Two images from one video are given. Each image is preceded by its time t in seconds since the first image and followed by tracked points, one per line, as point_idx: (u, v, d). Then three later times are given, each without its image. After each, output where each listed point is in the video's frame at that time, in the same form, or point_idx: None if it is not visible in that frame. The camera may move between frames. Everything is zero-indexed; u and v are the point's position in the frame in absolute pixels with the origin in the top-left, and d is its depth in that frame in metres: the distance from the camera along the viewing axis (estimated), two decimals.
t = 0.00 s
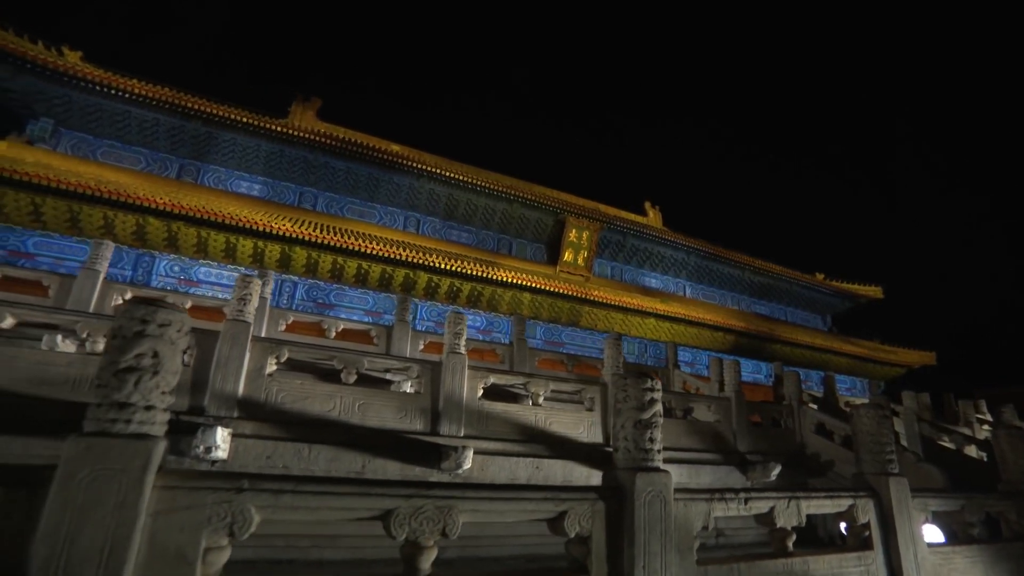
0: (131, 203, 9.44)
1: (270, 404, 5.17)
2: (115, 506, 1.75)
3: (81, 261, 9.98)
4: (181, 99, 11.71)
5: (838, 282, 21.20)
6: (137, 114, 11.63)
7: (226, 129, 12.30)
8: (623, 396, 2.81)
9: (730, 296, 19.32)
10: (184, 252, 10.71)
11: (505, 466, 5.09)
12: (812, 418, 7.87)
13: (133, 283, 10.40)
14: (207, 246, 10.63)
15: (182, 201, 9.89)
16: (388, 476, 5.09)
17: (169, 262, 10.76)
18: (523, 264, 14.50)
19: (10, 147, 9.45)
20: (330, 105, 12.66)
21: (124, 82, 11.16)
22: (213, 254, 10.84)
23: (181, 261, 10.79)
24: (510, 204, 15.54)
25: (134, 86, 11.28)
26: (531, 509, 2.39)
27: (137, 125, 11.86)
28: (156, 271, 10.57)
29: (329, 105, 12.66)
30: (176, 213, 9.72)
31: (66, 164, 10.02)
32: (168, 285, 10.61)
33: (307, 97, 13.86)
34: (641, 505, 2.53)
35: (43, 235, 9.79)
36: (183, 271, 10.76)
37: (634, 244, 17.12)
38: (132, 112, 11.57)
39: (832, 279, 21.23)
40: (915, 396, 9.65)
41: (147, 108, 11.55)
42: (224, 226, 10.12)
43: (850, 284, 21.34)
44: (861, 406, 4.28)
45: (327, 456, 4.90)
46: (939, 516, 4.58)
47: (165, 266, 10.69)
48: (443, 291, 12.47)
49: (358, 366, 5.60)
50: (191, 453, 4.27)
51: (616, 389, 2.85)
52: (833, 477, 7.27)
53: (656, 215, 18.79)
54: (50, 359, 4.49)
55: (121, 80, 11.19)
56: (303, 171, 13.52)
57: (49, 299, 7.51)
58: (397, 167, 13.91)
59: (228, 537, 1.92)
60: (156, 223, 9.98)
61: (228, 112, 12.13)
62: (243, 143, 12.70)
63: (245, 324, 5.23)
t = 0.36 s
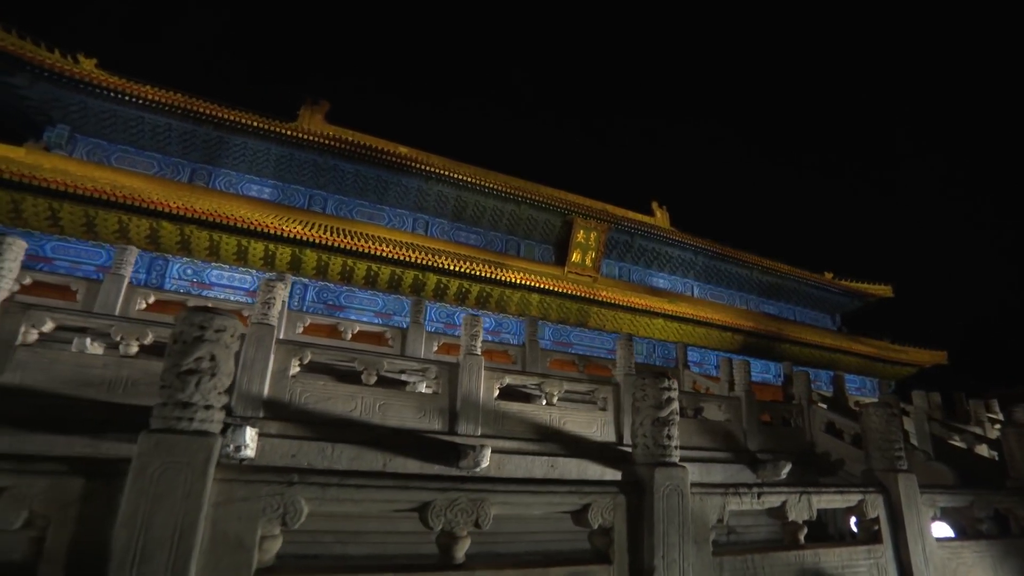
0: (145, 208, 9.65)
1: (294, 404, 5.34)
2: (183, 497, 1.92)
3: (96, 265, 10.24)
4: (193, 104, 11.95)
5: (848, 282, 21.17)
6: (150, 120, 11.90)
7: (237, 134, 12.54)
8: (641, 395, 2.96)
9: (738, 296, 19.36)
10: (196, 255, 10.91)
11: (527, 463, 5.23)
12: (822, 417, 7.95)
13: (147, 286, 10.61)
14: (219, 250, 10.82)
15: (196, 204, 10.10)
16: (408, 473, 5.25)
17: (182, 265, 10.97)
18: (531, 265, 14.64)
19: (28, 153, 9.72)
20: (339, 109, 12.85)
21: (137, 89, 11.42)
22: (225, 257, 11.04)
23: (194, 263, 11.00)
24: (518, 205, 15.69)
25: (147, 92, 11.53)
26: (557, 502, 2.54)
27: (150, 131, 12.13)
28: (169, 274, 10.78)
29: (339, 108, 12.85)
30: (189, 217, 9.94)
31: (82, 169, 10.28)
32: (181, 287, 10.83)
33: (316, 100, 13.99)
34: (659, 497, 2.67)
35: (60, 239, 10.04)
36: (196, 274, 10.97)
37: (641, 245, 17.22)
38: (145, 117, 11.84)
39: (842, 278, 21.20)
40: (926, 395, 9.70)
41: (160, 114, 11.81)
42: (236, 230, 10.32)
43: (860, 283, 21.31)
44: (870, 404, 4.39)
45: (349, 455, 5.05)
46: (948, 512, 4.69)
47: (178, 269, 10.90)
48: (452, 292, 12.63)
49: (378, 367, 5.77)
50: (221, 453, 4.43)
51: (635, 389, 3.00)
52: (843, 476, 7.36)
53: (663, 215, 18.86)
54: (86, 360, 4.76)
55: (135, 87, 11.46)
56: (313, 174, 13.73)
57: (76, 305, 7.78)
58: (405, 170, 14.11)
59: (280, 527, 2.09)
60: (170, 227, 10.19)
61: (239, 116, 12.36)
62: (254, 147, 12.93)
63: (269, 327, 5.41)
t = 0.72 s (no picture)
0: (158, 212, 9.85)
1: (316, 404, 5.51)
2: (238, 487, 2.09)
3: (111, 268, 10.46)
4: (203, 109, 12.18)
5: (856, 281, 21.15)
6: (161, 124, 12.16)
7: (247, 138, 12.77)
8: (657, 393, 3.11)
9: (746, 296, 19.41)
10: (208, 258, 11.12)
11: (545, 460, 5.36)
12: (830, 416, 8.04)
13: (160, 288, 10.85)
14: (230, 252, 11.02)
15: (207, 208, 10.28)
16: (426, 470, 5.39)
17: (194, 268, 11.19)
18: (538, 266, 14.78)
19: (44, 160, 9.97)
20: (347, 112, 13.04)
21: (148, 94, 11.67)
22: (236, 259, 11.24)
23: (205, 266, 11.21)
24: (526, 207, 15.83)
25: (158, 97, 11.78)
26: (579, 494, 2.69)
27: (162, 135, 12.39)
28: (181, 277, 11.01)
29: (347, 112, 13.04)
30: (201, 220, 10.13)
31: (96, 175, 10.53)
32: (193, 290, 11.07)
33: (324, 104, 14.15)
34: (676, 490, 2.81)
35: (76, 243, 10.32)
36: (207, 277, 11.18)
37: (648, 245, 17.31)
38: (157, 122, 12.10)
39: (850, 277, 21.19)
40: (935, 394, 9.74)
41: (171, 118, 12.07)
42: (247, 233, 10.50)
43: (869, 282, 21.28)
44: (877, 402, 4.50)
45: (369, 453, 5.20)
46: (956, 508, 4.80)
47: (190, 272, 11.12)
48: (461, 293, 12.78)
49: (396, 368, 5.94)
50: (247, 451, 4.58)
51: (651, 388, 3.15)
52: (852, 474, 7.44)
53: (670, 215, 18.93)
54: (119, 362, 5.01)
55: (145, 92, 11.74)
56: (322, 176, 13.93)
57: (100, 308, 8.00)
58: (413, 172, 14.29)
59: (324, 517, 2.25)
60: (182, 230, 10.39)
61: (249, 120, 12.58)
62: (263, 150, 13.15)
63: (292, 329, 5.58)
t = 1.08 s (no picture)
0: (171, 215, 10.05)
1: (336, 404, 5.67)
2: (284, 479, 2.24)
3: (125, 271, 10.70)
4: (214, 113, 12.41)
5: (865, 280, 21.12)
6: (173, 129, 12.42)
7: (257, 141, 12.99)
8: (672, 391, 3.27)
9: (754, 296, 19.46)
10: (219, 260, 11.34)
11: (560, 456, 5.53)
12: (840, 415, 8.11)
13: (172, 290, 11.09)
14: (241, 255, 11.22)
15: (219, 211, 10.49)
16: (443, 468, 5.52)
17: (205, 270, 11.40)
18: (546, 267, 14.91)
19: (60, 166, 10.24)
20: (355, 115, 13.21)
21: (160, 99, 11.92)
22: (246, 262, 11.44)
23: (216, 269, 11.42)
24: (533, 208, 15.98)
25: (169, 102, 12.02)
26: (599, 487, 2.83)
27: (173, 139, 12.65)
28: (193, 279, 11.22)
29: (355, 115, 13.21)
30: (213, 223, 10.32)
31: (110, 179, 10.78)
32: (204, 292, 11.26)
33: (331, 107, 14.32)
34: (690, 483, 2.95)
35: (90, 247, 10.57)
36: (218, 279, 11.37)
37: (655, 245, 17.40)
38: (169, 127, 12.37)
39: (859, 276, 21.16)
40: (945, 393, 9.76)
41: (182, 123, 12.32)
42: (257, 235, 10.67)
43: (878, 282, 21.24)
44: (884, 400, 4.61)
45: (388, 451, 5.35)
46: (963, 502, 4.89)
47: (202, 274, 11.32)
48: (469, 294, 12.94)
49: (414, 369, 6.10)
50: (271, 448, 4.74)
51: (666, 386, 3.31)
52: (861, 472, 7.53)
53: (677, 215, 19.01)
54: (147, 362, 5.18)
55: (156, 97, 12.01)
56: (331, 179, 14.15)
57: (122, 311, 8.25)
58: (421, 174, 14.46)
59: (362, 507, 2.40)
60: (194, 233, 10.58)
61: (259, 124, 12.79)
62: (273, 153, 13.37)
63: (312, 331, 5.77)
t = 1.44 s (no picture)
0: (182, 218, 10.23)
1: (352, 402, 5.82)
2: (321, 471, 2.38)
3: (136, 273, 10.90)
4: (223, 117, 12.60)
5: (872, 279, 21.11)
6: (182, 133, 12.64)
7: (265, 144, 13.16)
8: (684, 388, 3.39)
9: (760, 295, 19.52)
10: (228, 262, 11.53)
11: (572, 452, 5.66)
12: (847, 413, 8.21)
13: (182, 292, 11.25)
14: (250, 256, 11.39)
15: (228, 214, 10.66)
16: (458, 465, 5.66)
17: (215, 272, 11.58)
18: (552, 267, 15.04)
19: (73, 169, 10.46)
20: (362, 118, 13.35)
21: (170, 103, 12.13)
22: (255, 264, 11.63)
23: (226, 271, 11.60)
24: (540, 208, 16.09)
25: (178, 106, 12.23)
26: (615, 479, 2.97)
27: (183, 143, 12.87)
28: (203, 281, 11.39)
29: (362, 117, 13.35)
30: (223, 226, 10.49)
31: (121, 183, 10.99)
32: (214, 293, 11.43)
33: (338, 109, 14.47)
34: (702, 477, 3.08)
35: (102, 249, 10.77)
36: (228, 281, 11.55)
37: (661, 245, 17.47)
38: (179, 131, 12.59)
39: (865, 275, 21.16)
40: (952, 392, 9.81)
41: (191, 126, 12.53)
42: (266, 237, 10.83)
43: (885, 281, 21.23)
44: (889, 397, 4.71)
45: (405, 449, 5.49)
46: (968, 498, 4.99)
47: (212, 276, 11.50)
48: (476, 295, 13.09)
49: (428, 368, 6.25)
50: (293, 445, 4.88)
51: (678, 383, 3.44)
52: (868, 470, 7.62)
53: (683, 215, 19.07)
54: (171, 363, 5.35)
55: (165, 101, 12.21)
56: (338, 181, 14.31)
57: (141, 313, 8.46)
58: (428, 175, 14.61)
59: (393, 498, 2.54)
60: (203, 236, 10.76)
61: (267, 127, 12.97)
62: (280, 156, 13.56)
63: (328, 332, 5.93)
